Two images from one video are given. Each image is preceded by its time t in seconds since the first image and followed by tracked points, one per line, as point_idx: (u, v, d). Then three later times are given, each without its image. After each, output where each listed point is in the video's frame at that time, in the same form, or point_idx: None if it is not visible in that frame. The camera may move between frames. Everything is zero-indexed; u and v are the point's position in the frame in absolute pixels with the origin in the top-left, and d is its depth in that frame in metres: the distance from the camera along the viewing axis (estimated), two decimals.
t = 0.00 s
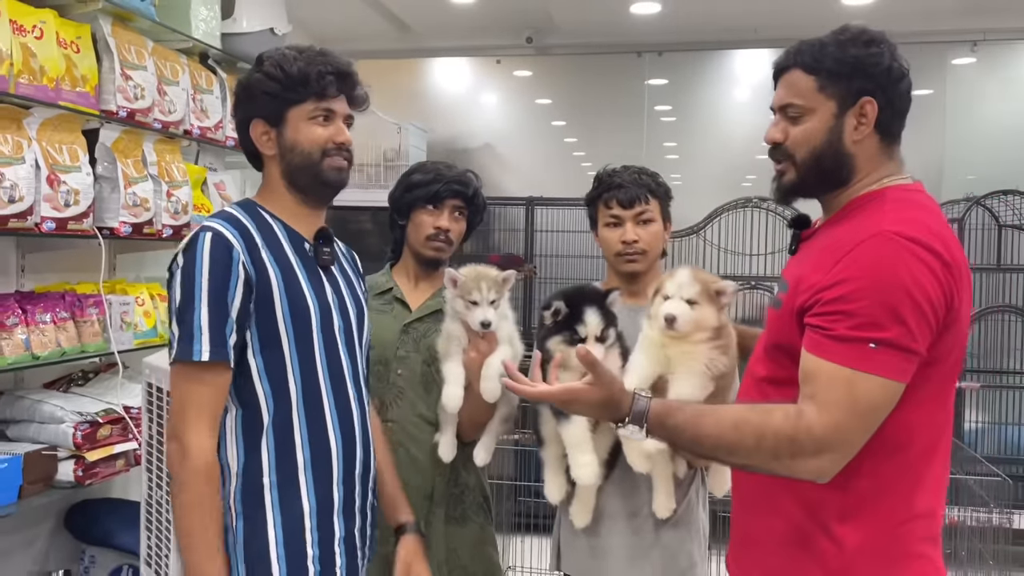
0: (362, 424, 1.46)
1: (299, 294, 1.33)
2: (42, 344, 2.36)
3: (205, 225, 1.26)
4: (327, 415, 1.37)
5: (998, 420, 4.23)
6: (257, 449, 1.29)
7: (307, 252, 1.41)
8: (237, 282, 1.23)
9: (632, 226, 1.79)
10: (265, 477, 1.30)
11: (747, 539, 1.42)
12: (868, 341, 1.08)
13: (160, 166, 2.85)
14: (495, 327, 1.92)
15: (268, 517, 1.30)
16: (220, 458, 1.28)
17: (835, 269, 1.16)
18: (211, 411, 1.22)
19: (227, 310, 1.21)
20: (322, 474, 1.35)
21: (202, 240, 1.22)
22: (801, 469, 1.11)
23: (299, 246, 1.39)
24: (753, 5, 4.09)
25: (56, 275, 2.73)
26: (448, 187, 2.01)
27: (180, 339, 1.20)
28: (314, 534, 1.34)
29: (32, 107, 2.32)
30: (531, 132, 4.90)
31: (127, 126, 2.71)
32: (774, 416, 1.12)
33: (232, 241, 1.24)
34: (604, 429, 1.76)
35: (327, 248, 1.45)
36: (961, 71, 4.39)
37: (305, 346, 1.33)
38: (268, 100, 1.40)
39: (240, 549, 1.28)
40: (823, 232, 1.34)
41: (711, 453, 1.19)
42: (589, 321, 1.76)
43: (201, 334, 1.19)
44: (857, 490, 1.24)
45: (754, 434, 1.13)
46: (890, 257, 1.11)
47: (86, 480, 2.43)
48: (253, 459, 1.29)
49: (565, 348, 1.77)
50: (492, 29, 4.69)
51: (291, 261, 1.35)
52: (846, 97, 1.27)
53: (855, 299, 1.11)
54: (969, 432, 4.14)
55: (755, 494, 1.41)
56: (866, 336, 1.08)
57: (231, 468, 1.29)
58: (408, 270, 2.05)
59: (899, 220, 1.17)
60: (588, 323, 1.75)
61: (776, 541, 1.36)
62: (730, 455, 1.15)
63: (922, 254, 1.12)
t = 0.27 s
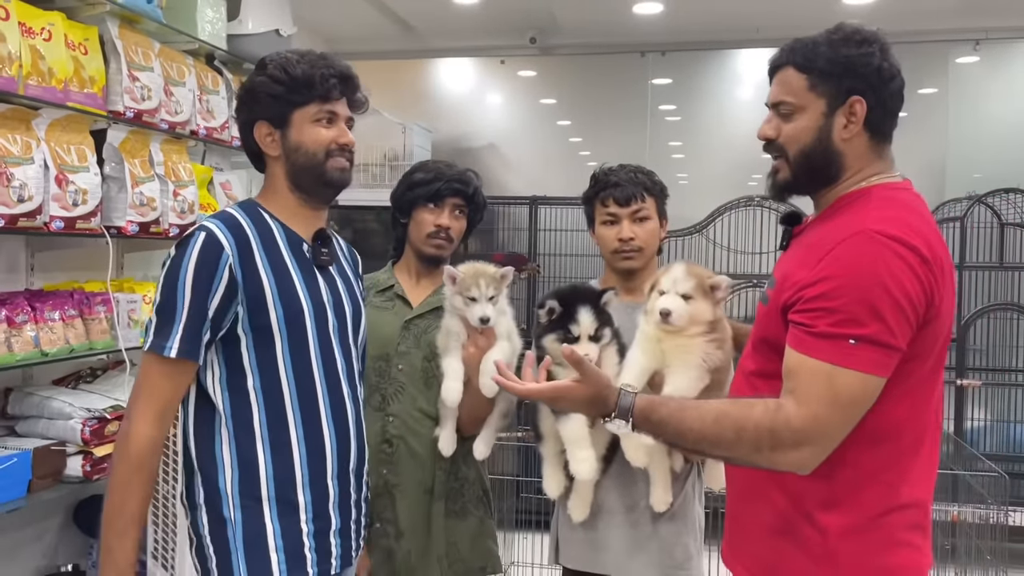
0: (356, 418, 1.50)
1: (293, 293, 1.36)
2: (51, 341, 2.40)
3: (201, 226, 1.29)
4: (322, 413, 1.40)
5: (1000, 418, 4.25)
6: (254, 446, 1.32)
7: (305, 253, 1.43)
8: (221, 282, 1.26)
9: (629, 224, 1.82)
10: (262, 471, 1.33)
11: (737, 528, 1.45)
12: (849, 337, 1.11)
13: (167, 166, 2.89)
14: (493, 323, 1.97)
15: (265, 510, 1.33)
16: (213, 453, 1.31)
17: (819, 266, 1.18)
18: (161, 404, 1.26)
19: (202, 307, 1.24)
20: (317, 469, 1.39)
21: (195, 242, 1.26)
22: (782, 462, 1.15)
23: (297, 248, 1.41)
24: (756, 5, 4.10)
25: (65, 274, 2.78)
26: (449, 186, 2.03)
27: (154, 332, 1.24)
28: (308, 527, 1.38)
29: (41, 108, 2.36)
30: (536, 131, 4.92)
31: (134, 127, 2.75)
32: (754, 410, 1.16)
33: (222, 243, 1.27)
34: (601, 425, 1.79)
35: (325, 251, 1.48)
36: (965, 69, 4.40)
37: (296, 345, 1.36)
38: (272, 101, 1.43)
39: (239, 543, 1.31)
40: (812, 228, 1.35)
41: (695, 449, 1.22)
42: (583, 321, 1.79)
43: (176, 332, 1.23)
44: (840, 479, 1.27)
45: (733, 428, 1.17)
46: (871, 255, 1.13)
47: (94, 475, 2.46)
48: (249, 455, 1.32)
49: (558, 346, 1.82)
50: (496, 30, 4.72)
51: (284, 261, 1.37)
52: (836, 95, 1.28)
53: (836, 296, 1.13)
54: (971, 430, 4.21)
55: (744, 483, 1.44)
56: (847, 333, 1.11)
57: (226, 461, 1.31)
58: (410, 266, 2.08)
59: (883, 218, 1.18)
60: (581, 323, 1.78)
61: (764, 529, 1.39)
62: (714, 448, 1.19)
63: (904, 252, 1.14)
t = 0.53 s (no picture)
0: (347, 415, 1.51)
1: (286, 292, 1.38)
2: (59, 340, 2.43)
3: (195, 230, 1.31)
4: (311, 406, 1.41)
5: (1003, 416, 4.28)
6: (244, 439, 1.35)
7: (297, 252, 1.45)
8: (223, 286, 1.28)
9: (628, 222, 1.83)
10: (249, 463, 1.36)
11: (738, 520, 1.47)
12: (834, 328, 1.14)
13: (173, 167, 2.92)
14: (494, 322, 2.00)
15: (252, 501, 1.36)
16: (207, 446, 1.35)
17: (813, 259, 1.21)
18: (199, 402, 1.29)
19: (210, 314, 1.27)
20: (305, 461, 1.41)
21: (190, 247, 1.28)
22: (760, 443, 1.19)
23: (290, 247, 1.44)
24: (759, 5, 4.11)
25: (72, 274, 2.81)
26: (450, 186, 2.05)
27: (165, 339, 1.27)
28: (295, 518, 1.40)
29: (49, 110, 2.39)
30: (540, 131, 4.94)
31: (140, 128, 2.77)
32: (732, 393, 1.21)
33: (218, 247, 1.30)
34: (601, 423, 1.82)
35: (317, 248, 1.50)
36: (968, 68, 4.39)
37: (288, 342, 1.37)
38: (272, 104, 1.45)
39: (226, 531, 1.35)
40: (808, 224, 1.37)
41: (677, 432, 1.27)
42: (580, 322, 1.82)
43: (185, 336, 1.26)
44: (836, 469, 1.28)
45: (714, 412, 1.21)
46: (862, 250, 1.16)
47: (102, 473, 2.49)
48: (237, 447, 1.35)
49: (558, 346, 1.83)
50: (499, 31, 4.74)
51: (278, 261, 1.39)
52: (829, 93, 1.30)
53: (827, 288, 1.16)
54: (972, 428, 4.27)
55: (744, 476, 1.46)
56: (832, 323, 1.14)
57: (219, 455, 1.35)
58: (412, 266, 2.10)
59: (875, 214, 1.20)
60: (579, 324, 1.81)
61: (764, 522, 1.40)
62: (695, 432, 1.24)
63: (894, 247, 1.16)
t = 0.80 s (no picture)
0: (347, 414, 1.53)
1: (287, 292, 1.39)
2: (64, 342, 2.45)
3: (196, 232, 1.33)
4: (313, 405, 1.43)
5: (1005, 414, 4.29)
6: (247, 437, 1.37)
7: (295, 253, 1.46)
8: (227, 286, 1.30)
9: (628, 223, 1.85)
10: (253, 460, 1.37)
11: (741, 512, 1.47)
12: (821, 312, 1.19)
13: (177, 170, 2.94)
14: (494, 323, 2.04)
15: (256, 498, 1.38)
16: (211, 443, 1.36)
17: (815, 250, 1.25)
18: (209, 394, 1.31)
19: (215, 314, 1.29)
20: (307, 459, 1.42)
21: (194, 247, 1.30)
22: (726, 406, 1.23)
23: (289, 249, 1.45)
24: (760, 5, 4.12)
25: (77, 277, 2.83)
26: (450, 188, 2.06)
27: (169, 339, 1.28)
28: (298, 514, 1.41)
29: (54, 115, 2.40)
30: (543, 132, 4.95)
31: (145, 132, 2.79)
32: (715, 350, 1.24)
33: (220, 247, 1.31)
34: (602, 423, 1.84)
35: (315, 250, 1.52)
36: (969, 67, 4.40)
37: (290, 341, 1.39)
38: (272, 108, 1.47)
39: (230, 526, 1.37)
40: (810, 225, 1.40)
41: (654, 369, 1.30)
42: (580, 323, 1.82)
43: (190, 335, 1.27)
44: (844, 459, 1.30)
45: (692, 359, 1.25)
46: (861, 243, 1.20)
47: (107, 474, 2.51)
48: (241, 445, 1.37)
49: (557, 349, 1.81)
50: (501, 33, 4.76)
51: (279, 263, 1.41)
52: (815, 103, 1.32)
53: (820, 275, 1.20)
54: (976, 427, 4.28)
55: (748, 466, 1.46)
56: (820, 307, 1.19)
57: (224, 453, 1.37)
58: (413, 268, 2.12)
59: (880, 214, 1.24)
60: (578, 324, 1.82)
61: (769, 510, 1.39)
62: (667, 372, 1.27)
63: (892, 244, 1.20)
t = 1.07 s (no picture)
0: (347, 415, 1.53)
1: (287, 294, 1.40)
2: (66, 346, 2.46)
3: (196, 235, 1.33)
4: (313, 407, 1.44)
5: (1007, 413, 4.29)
6: (248, 439, 1.37)
7: (295, 256, 1.47)
8: (228, 288, 1.30)
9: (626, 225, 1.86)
10: (253, 463, 1.38)
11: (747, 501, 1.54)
12: (834, 304, 1.29)
13: (177, 174, 2.95)
14: (493, 324, 2.03)
15: (256, 500, 1.38)
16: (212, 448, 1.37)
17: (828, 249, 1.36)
18: (204, 401, 1.31)
19: (215, 317, 1.29)
20: (307, 461, 1.42)
21: (195, 249, 1.30)
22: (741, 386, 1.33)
23: (288, 252, 1.46)
24: (759, 6, 4.12)
25: (79, 280, 2.84)
26: (450, 190, 2.07)
27: (169, 341, 1.29)
28: (298, 516, 1.41)
29: (54, 119, 2.41)
30: (543, 134, 4.95)
31: (145, 136, 2.80)
32: (737, 332, 1.35)
33: (222, 249, 1.32)
34: (599, 422, 1.84)
35: (314, 252, 1.54)
36: (969, 66, 4.39)
37: (290, 342, 1.40)
38: (277, 112, 1.47)
39: (231, 531, 1.37)
40: (815, 228, 1.50)
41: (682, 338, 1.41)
42: (581, 324, 1.83)
43: (189, 337, 1.27)
44: (854, 453, 1.39)
45: (717, 335, 1.36)
46: (872, 241, 1.31)
47: (109, 477, 2.51)
48: (242, 447, 1.37)
49: (558, 349, 1.82)
50: (500, 35, 4.77)
51: (278, 265, 1.41)
52: (818, 113, 1.41)
53: (834, 270, 1.31)
54: (977, 426, 4.28)
55: (754, 461, 1.52)
56: (833, 299, 1.29)
57: (223, 455, 1.37)
58: (412, 270, 2.13)
59: (888, 216, 1.35)
60: (580, 326, 1.83)
61: (778, 503, 1.46)
62: (695, 340, 1.39)
63: (900, 243, 1.31)
